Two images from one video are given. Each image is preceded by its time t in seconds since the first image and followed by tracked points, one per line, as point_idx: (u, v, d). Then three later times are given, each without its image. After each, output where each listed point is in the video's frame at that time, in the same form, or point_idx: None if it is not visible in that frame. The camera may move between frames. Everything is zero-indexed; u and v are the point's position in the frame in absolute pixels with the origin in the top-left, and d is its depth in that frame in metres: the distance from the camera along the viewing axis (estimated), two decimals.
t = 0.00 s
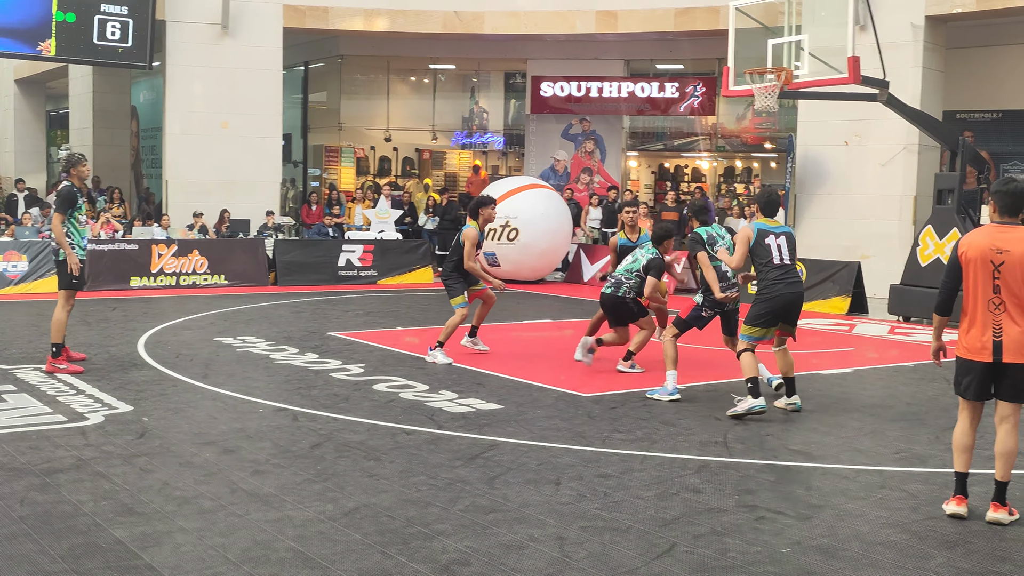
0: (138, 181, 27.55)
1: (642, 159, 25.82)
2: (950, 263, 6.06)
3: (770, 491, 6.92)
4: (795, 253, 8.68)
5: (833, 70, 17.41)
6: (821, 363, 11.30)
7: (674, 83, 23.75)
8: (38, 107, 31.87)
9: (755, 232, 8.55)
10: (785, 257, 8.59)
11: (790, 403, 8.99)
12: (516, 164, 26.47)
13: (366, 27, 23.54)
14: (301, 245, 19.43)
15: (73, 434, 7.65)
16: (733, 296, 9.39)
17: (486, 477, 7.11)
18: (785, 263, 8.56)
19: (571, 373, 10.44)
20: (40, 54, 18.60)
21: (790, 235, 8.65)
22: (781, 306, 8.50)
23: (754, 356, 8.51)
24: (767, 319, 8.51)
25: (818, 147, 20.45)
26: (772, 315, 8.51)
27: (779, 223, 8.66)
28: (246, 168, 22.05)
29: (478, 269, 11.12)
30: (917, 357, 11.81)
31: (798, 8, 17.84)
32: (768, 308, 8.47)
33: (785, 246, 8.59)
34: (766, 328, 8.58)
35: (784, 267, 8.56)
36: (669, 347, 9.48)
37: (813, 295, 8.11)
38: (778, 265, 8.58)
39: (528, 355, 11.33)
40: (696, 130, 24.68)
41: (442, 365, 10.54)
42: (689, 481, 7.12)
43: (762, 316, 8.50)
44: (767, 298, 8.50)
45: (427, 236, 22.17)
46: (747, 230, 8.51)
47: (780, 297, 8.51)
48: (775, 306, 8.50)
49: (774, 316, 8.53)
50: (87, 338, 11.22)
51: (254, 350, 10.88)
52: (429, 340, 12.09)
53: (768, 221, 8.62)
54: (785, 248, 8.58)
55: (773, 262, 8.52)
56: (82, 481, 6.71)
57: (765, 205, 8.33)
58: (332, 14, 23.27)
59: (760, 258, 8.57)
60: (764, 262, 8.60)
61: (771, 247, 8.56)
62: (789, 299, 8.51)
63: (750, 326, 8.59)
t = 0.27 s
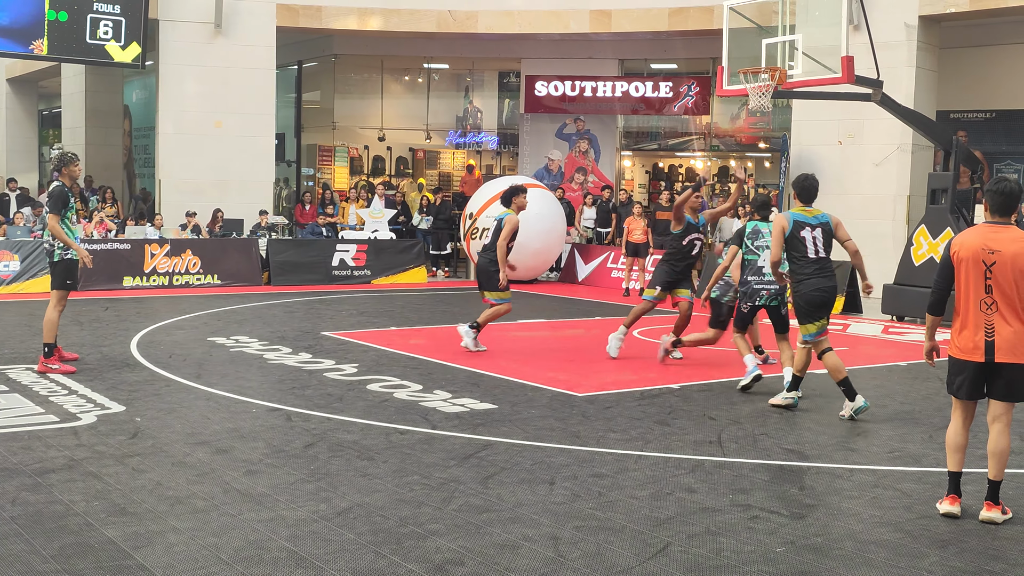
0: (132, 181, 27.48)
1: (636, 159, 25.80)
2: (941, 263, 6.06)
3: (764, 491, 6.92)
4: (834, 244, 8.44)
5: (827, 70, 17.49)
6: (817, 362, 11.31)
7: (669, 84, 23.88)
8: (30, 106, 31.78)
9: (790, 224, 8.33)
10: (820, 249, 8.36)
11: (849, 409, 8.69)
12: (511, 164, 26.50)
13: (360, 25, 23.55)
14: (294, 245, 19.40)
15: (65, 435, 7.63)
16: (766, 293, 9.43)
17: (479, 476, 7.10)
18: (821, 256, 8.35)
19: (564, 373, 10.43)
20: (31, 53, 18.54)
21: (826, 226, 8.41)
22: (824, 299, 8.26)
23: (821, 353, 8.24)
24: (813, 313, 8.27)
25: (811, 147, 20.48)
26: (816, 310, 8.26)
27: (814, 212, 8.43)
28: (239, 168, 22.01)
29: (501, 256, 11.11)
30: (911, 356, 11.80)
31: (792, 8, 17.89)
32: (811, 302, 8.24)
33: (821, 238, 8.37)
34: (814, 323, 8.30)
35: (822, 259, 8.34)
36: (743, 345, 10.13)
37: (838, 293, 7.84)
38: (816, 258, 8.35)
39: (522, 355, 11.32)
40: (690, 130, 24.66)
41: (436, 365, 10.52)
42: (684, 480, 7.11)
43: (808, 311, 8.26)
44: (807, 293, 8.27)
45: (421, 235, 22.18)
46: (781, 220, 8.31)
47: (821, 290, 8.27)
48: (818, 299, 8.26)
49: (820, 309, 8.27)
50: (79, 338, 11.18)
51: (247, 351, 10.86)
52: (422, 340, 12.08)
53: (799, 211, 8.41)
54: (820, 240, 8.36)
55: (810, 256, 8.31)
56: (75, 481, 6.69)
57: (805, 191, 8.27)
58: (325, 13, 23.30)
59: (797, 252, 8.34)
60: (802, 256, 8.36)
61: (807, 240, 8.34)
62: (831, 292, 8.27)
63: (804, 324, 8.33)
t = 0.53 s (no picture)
0: (125, 179, 27.44)
1: (630, 157, 25.81)
2: (933, 261, 6.07)
3: (757, 489, 6.93)
4: (863, 243, 8.23)
5: (820, 68, 17.39)
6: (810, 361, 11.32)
7: (662, 82, 23.83)
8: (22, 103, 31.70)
9: (821, 226, 8.09)
10: (851, 250, 8.15)
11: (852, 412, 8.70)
12: (504, 162, 26.39)
13: (353, 23, 23.53)
14: (288, 244, 19.39)
15: (58, 433, 7.61)
16: (781, 278, 9.85)
17: (472, 475, 7.10)
18: (852, 257, 8.14)
19: (557, 371, 10.43)
20: (24, 50, 18.53)
21: (856, 224, 8.19)
22: (855, 301, 8.10)
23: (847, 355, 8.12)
24: (842, 313, 8.14)
25: (805, 145, 20.52)
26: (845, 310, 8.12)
27: (843, 211, 8.20)
28: (233, 167, 21.97)
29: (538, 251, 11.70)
30: (905, 355, 11.81)
31: (785, 7, 17.92)
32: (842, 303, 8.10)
33: (852, 238, 8.16)
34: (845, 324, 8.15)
35: (852, 261, 8.13)
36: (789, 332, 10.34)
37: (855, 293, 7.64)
38: (848, 259, 8.14)
39: (516, 353, 11.33)
40: (684, 128, 24.80)
41: (430, 363, 10.53)
42: (677, 479, 7.12)
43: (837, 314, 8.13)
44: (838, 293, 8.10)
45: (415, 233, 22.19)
46: (812, 224, 8.06)
47: (853, 290, 8.10)
48: (848, 301, 8.11)
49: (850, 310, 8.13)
50: (72, 336, 11.16)
51: (240, 349, 10.84)
52: (416, 338, 12.09)
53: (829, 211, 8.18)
54: (852, 241, 8.15)
55: (841, 258, 8.11)
56: (67, 479, 6.68)
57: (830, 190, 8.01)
58: (319, 11, 23.32)
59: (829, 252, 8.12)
60: (833, 257, 8.14)
61: (837, 242, 8.13)
62: (862, 294, 8.10)
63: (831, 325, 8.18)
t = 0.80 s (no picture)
0: (115, 175, 27.36)
1: (621, 155, 25.80)
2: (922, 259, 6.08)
3: (747, 487, 6.94)
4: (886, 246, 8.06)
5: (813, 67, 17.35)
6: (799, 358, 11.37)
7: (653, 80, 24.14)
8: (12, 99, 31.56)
9: (844, 222, 7.96)
10: (871, 251, 7.98)
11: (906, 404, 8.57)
12: (496, 160, 26.47)
13: (345, 20, 23.61)
14: (278, 241, 19.36)
15: (47, 430, 7.60)
16: (771, 269, 10.58)
17: (463, 473, 7.11)
18: (871, 258, 7.99)
19: (548, 369, 10.45)
20: (14, 46, 18.39)
21: (881, 225, 8.01)
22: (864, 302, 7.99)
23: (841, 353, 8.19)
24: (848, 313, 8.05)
25: (795, 144, 20.53)
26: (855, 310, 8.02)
27: (870, 210, 8.02)
28: (224, 163, 21.94)
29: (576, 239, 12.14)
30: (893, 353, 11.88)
31: (777, 6, 17.99)
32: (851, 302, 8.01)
33: (874, 238, 7.99)
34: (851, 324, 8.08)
35: (870, 262, 7.98)
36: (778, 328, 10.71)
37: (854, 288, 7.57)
38: (866, 259, 7.99)
39: (507, 351, 11.33)
40: (675, 127, 24.76)
41: (421, 361, 10.53)
42: (668, 477, 7.14)
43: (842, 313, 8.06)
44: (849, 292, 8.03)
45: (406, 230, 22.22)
46: (835, 218, 7.97)
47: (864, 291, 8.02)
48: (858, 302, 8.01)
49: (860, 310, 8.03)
50: (62, 333, 11.13)
51: (231, 346, 10.83)
52: (407, 336, 12.08)
53: (857, 208, 8.01)
54: (873, 242, 7.98)
55: (858, 257, 7.97)
56: (57, 477, 6.66)
57: (857, 185, 7.84)
58: (311, 8, 23.29)
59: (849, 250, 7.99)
60: (853, 255, 8.00)
61: (858, 240, 7.98)
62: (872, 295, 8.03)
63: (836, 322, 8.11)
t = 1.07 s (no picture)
0: (105, 172, 27.28)
1: (612, 153, 25.78)
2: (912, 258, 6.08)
3: (737, 485, 6.96)
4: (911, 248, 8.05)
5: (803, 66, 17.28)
6: (787, 356, 11.46)
7: (645, 79, 24.18)
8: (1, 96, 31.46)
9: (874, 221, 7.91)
10: (899, 252, 7.96)
11: (914, 416, 8.49)
12: (487, 158, 26.40)
13: (337, 17, 23.41)
14: (269, 238, 19.32)
15: (36, 428, 7.58)
16: (732, 266, 11.58)
17: (453, 470, 7.11)
18: (898, 258, 7.93)
19: (538, 367, 10.46)
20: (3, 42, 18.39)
21: (909, 226, 8.01)
22: (889, 301, 7.87)
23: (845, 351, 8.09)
24: (869, 311, 7.86)
25: (787, 143, 20.49)
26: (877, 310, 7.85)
27: (898, 211, 8.01)
28: (215, 161, 21.91)
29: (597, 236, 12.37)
30: (883, 352, 11.90)
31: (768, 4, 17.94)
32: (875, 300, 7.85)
33: (903, 239, 7.98)
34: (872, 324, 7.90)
35: (898, 262, 7.93)
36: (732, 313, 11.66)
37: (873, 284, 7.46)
38: (892, 259, 7.92)
39: (496, 349, 11.33)
40: (666, 125, 24.85)
41: (412, 359, 10.53)
42: (658, 474, 7.15)
43: (864, 312, 7.85)
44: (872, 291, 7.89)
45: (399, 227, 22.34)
46: (864, 217, 7.88)
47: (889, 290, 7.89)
48: (881, 301, 7.87)
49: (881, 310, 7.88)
50: (51, 331, 11.10)
51: (221, 344, 10.81)
52: (396, 334, 12.07)
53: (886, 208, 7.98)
54: (902, 242, 7.97)
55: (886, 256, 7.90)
56: (46, 474, 6.65)
57: (883, 188, 7.78)
58: (302, 6, 23.24)
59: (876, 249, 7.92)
60: (879, 254, 7.94)
61: (887, 241, 7.94)
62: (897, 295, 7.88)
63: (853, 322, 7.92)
